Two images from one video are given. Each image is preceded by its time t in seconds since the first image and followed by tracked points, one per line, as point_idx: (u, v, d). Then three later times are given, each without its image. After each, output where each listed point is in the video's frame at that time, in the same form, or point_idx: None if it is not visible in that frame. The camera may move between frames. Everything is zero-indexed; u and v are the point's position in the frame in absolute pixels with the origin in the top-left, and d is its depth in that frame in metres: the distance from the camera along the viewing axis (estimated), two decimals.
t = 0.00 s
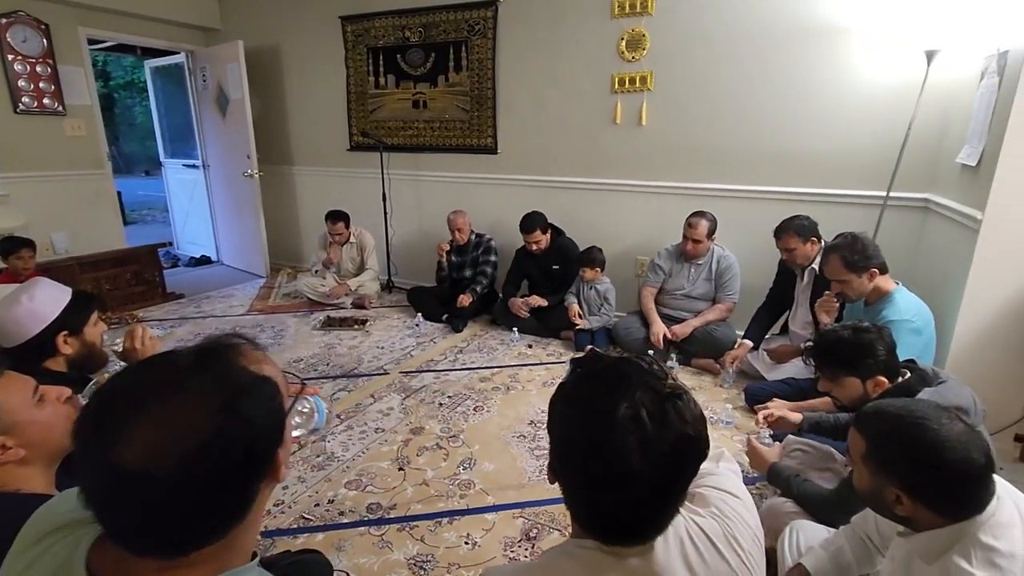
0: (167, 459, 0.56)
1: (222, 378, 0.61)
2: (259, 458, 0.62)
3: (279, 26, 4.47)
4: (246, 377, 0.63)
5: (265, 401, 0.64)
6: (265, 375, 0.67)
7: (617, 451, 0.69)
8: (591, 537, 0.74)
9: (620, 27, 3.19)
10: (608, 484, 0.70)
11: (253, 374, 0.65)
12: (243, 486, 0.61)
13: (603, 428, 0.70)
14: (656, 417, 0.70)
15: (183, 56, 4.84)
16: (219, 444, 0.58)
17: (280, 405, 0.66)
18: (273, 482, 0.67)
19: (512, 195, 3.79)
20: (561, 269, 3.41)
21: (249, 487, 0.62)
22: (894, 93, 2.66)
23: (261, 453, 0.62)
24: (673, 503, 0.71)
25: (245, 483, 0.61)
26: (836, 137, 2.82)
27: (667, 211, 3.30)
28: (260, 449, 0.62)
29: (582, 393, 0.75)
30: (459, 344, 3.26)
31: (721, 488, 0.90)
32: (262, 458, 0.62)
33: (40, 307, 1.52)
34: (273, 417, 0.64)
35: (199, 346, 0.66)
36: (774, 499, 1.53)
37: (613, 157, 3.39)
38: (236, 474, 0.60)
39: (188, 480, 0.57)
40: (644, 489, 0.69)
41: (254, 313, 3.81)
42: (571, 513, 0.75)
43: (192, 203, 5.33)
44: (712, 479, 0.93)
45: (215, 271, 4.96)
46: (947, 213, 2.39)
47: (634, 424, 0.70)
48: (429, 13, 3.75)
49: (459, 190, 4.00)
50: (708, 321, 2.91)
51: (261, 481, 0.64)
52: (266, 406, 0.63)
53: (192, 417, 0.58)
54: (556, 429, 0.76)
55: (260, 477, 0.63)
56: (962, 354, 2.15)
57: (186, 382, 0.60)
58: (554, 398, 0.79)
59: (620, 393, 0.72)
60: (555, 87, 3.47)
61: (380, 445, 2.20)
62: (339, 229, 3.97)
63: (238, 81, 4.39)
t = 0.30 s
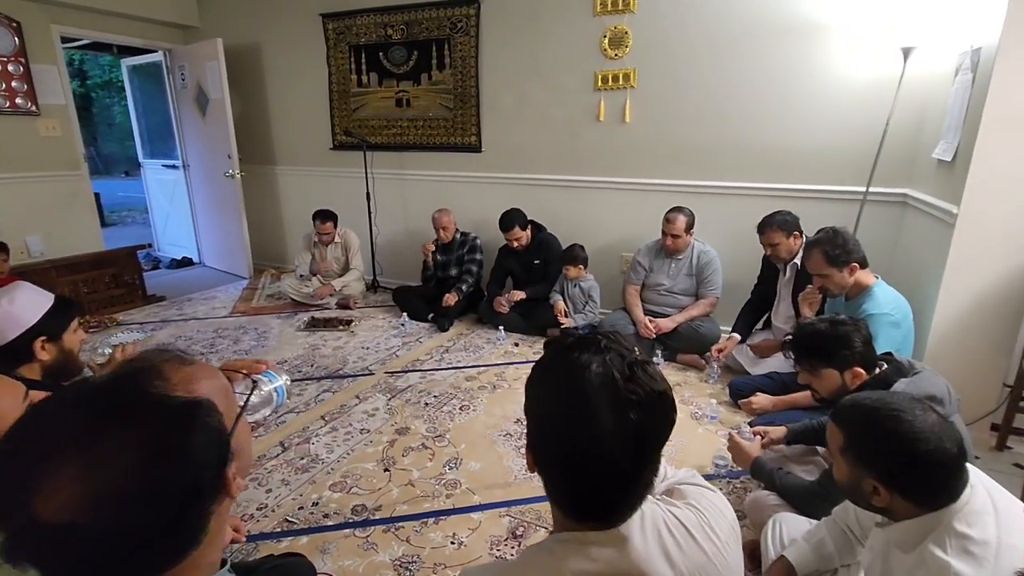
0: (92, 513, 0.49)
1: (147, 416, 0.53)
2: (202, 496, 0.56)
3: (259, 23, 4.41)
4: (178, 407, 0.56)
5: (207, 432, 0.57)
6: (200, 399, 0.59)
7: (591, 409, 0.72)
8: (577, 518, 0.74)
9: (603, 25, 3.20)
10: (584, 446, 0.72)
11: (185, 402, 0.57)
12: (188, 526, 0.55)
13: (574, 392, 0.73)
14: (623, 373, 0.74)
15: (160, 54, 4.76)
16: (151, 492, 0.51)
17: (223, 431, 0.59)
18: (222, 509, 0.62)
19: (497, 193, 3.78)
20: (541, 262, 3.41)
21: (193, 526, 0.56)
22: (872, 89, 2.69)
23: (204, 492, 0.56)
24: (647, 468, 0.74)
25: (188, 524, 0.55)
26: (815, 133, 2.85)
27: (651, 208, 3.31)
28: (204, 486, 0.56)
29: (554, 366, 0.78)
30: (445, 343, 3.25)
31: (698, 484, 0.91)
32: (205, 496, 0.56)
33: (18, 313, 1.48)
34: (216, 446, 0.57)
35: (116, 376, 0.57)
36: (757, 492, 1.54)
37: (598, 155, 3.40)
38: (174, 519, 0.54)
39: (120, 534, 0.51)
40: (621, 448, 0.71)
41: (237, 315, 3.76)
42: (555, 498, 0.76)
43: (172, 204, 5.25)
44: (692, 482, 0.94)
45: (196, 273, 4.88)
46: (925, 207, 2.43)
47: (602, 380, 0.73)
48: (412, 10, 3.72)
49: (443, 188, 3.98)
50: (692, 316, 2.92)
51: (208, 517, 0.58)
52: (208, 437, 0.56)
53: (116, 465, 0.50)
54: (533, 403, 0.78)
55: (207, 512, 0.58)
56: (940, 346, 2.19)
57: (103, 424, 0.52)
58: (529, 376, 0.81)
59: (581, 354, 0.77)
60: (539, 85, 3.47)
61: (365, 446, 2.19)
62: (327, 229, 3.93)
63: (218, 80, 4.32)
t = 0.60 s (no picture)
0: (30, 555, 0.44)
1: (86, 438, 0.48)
2: (158, 517, 0.52)
3: (239, 21, 4.35)
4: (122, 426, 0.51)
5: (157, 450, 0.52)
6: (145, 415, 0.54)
7: (571, 363, 0.80)
8: (578, 484, 0.79)
9: (586, 22, 3.20)
10: (569, 400, 0.79)
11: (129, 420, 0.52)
12: (143, 553, 0.51)
13: (556, 358, 0.81)
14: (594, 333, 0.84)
15: (138, 53, 4.67)
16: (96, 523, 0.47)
17: (174, 446, 0.55)
18: (182, 527, 0.58)
19: (482, 191, 3.77)
20: (527, 259, 3.42)
21: (150, 551, 0.52)
22: (853, 85, 2.73)
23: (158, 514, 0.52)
24: (627, 423, 0.82)
25: (145, 549, 0.51)
26: (797, 130, 2.88)
27: (636, 205, 3.33)
28: (159, 508, 0.51)
29: (532, 341, 0.86)
30: (432, 342, 3.23)
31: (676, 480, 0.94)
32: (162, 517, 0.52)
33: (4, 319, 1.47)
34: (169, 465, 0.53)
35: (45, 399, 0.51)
36: (741, 486, 1.55)
37: (583, 152, 3.40)
38: (128, 547, 0.49)
39: (68, 571, 0.46)
40: (609, 399, 0.80)
41: (220, 317, 3.71)
42: (553, 470, 0.80)
43: (153, 205, 5.17)
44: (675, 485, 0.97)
45: (178, 275, 4.81)
46: (904, 202, 2.47)
47: (578, 340, 0.82)
48: (395, 7, 3.69)
49: (428, 187, 3.96)
50: (677, 312, 2.93)
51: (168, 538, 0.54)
52: (159, 455, 0.52)
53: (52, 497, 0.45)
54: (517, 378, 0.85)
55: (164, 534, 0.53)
56: (919, 339, 2.23)
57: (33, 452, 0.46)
58: (510, 358, 0.89)
59: (550, 326, 0.86)
60: (523, 82, 3.46)
61: (351, 447, 2.17)
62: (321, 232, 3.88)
63: (198, 78, 4.25)
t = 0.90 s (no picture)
0: None
1: (49, 450, 0.47)
2: (125, 529, 0.51)
3: (220, 19, 4.29)
4: (86, 437, 0.49)
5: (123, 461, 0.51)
6: (111, 424, 0.53)
7: (557, 351, 0.82)
8: (568, 471, 0.79)
9: (571, 21, 3.20)
10: (557, 388, 0.80)
11: (94, 429, 0.51)
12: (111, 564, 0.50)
13: (541, 346, 0.83)
14: (577, 321, 0.87)
15: (116, 51, 4.59)
16: (58, 540, 0.46)
17: (142, 455, 0.53)
18: (153, 531, 0.57)
19: (469, 190, 3.76)
20: (515, 259, 3.42)
21: (118, 563, 0.51)
22: (834, 83, 2.76)
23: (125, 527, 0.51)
24: (613, 406, 0.84)
25: (112, 561, 0.50)
26: (780, 128, 2.91)
27: (623, 203, 3.34)
28: (125, 519, 0.51)
29: (517, 336, 0.87)
30: (419, 342, 3.22)
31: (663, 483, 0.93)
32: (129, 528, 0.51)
33: None
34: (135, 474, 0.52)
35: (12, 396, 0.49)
36: (727, 481, 1.57)
37: (569, 151, 3.40)
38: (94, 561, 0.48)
39: None
40: (596, 382, 0.81)
41: (203, 319, 3.66)
42: (544, 459, 0.80)
43: (133, 206, 5.08)
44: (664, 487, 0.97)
45: (160, 277, 4.74)
46: (884, 199, 2.50)
47: (561, 327, 0.84)
48: (379, 6, 3.66)
49: (415, 186, 3.94)
50: (664, 310, 2.95)
51: (137, 548, 0.53)
52: (126, 461, 0.51)
53: (14, 513, 0.44)
54: (503, 373, 0.86)
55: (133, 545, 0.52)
56: (900, 334, 2.26)
57: None
58: (496, 355, 0.89)
59: (533, 318, 0.89)
60: (509, 82, 3.46)
61: (338, 448, 2.15)
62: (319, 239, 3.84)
63: (179, 77, 4.19)
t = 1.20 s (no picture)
0: None
1: (13, 458, 0.47)
2: (93, 536, 0.51)
3: (200, 17, 4.23)
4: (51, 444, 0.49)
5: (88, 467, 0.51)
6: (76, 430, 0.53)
7: (543, 350, 0.82)
8: (555, 468, 0.79)
9: (555, 20, 3.20)
10: (544, 386, 0.80)
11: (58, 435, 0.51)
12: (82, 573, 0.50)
13: (529, 344, 0.83)
14: (564, 319, 0.87)
15: (94, 50, 4.51)
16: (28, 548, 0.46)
17: (109, 460, 0.54)
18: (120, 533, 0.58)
19: (454, 190, 3.75)
20: (502, 259, 3.41)
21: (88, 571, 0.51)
22: (814, 82, 2.79)
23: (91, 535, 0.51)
24: (600, 403, 0.84)
25: (80, 569, 0.51)
26: (762, 126, 2.94)
27: (608, 202, 3.35)
28: (92, 526, 0.51)
29: (504, 334, 0.87)
30: (405, 343, 3.20)
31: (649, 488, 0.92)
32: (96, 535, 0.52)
33: None
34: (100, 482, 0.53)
35: None
36: (711, 477, 1.58)
37: (554, 150, 3.41)
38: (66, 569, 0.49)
39: None
40: (582, 379, 0.81)
41: (186, 321, 3.61)
42: (532, 457, 0.80)
43: (113, 207, 5.00)
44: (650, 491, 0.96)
45: (141, 279, 4.67)
46: (864, 197, 2.54)
47: (548, 325, 0.84)
48: (362, 4, 3.64)
49: (400, 186, 3.92)
50: (649, 309, 2.97)
51: (106, 555, 0.53)
52: (94, 465, 0.52)
53: None
54: (492, 371, 0.86)
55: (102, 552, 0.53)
56: (880, 329, 2.29)
57: None
58: (484, 354, 0.89)
59: (521, 316, 0.88)
60: (494, 81, 3.45)
61: (323, 451, 2.13)
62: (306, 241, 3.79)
63: (158, 77, 4.12)
